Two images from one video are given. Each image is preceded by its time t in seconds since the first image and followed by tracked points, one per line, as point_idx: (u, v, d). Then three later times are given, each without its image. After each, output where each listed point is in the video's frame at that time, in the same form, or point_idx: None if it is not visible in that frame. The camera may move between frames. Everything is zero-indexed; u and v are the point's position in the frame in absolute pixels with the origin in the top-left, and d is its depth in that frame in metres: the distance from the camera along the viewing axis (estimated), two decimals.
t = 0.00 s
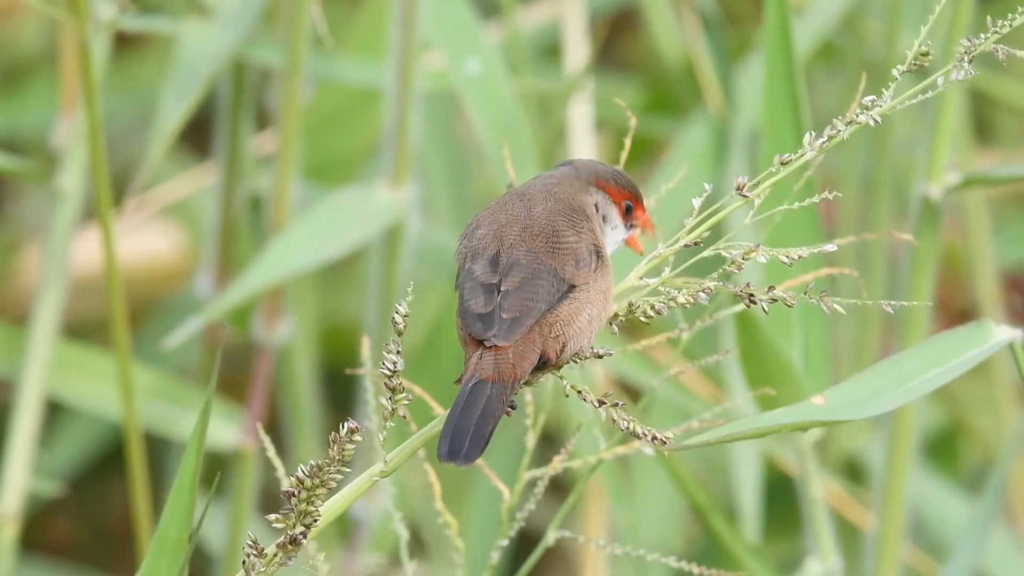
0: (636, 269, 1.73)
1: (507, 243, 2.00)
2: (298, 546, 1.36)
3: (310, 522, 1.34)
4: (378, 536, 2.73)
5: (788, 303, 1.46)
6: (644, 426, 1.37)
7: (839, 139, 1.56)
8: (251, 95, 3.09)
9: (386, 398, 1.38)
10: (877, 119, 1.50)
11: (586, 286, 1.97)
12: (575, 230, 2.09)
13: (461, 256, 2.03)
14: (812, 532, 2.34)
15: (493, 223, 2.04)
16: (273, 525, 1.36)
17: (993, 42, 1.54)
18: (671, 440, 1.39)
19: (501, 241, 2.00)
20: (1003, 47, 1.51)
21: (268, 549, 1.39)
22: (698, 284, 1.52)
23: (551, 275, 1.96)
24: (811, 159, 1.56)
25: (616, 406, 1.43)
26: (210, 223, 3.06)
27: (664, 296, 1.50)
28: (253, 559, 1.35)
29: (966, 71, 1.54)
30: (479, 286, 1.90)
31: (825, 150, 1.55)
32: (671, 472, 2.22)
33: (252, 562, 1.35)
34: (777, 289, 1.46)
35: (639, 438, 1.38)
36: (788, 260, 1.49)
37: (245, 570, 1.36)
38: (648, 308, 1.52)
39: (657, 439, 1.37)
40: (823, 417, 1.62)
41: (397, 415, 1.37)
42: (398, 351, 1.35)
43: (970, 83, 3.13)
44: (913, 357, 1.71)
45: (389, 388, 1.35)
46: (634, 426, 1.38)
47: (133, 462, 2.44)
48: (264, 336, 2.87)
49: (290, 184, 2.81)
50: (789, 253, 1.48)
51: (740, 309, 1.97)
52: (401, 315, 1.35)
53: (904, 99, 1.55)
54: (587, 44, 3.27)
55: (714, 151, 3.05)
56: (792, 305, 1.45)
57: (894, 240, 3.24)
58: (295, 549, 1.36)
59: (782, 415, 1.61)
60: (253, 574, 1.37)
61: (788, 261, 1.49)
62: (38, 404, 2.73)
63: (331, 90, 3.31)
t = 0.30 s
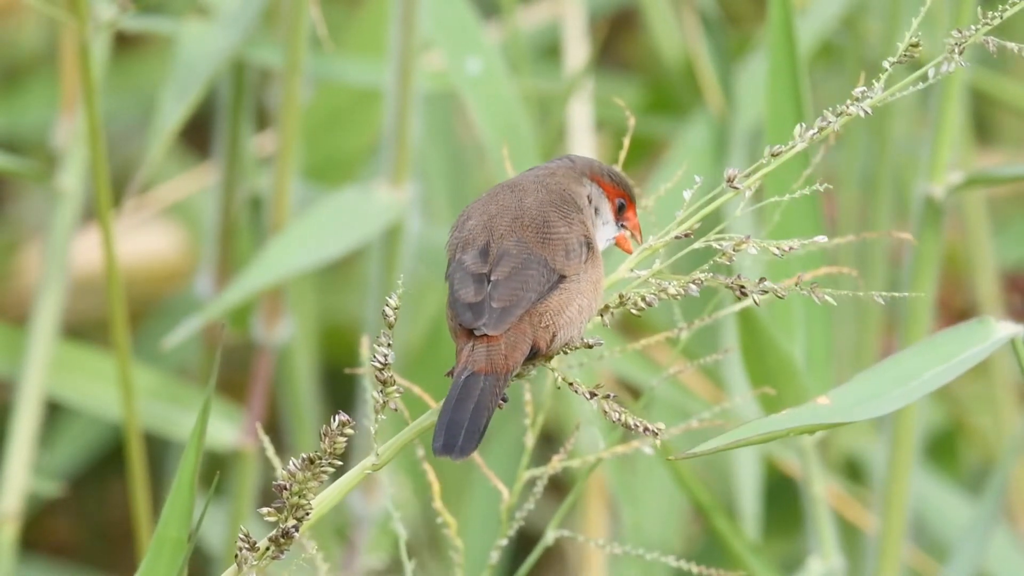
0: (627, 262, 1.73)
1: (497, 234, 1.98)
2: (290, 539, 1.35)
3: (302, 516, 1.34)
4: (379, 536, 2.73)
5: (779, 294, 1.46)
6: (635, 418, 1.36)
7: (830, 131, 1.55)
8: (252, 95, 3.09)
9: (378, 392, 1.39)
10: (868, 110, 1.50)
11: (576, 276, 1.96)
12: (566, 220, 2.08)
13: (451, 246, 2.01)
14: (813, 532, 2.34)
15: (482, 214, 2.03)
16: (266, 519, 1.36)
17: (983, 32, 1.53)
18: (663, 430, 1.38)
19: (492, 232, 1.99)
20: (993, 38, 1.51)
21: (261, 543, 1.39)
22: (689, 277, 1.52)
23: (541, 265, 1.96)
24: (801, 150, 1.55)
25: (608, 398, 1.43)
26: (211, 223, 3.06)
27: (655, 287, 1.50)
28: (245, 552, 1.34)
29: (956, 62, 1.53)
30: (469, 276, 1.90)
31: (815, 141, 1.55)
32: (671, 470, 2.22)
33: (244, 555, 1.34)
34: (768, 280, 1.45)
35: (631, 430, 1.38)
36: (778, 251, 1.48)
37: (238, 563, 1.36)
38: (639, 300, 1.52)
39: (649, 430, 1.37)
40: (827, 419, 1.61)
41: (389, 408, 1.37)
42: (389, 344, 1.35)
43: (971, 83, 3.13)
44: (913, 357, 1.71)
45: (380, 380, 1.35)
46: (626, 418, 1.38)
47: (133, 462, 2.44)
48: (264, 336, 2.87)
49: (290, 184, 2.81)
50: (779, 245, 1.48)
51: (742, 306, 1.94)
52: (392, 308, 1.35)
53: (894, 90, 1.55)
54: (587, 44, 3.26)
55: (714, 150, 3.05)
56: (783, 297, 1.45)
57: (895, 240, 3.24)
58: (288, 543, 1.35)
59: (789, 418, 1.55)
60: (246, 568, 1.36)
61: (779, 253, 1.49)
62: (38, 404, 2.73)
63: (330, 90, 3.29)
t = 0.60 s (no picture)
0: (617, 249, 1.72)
1: (486, 223, 2.00)
2: (283, 531, 1.35)
3: (295, 508, 1.34)
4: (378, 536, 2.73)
5: (768, 281, 1.45)
6: (626, 406, 1.37)
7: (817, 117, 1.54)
8: (252, 95, 3.09)
9: (370, 383, 1.39)
10: (854, 96, 1.50)
11: (565, 266, 1.97)
12: (556, 209, 2.08)
13: (441, 236, 2.03)
14: (813, 532, 2.34)
15: (472, 204, 2.05)
16: (260, 511, 1.36)
17: (970, 16, 1.52)
18: (656, 419, 1.39)
19: (481, 222, 2.00)
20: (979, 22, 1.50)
21: (254, 536, 1.39)
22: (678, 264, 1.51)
23: (531, 255, 1.96)
24: (788, 137, 1.55)
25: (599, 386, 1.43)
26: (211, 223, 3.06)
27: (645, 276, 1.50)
28: (238, 545, 1.35)
29: (942, 44, 1.50)
30: (458, 267, 1.91)
31: (802, 127, 1.55)
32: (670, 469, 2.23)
33: (237, 548, 1.35)
34: (757, 267, 1.45)
35: (622, 419, 1.39)
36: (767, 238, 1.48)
37: (232, 556, 1.36)
38: (628, 289, 1.51)
39: (640, 418, 1.37)
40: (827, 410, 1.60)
41: (381, 400, 1.38)
42: (380, 335, 1.35)
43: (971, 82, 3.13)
44: (913, 355, 1.71)
45: (372, 372, 1.36)
46: (617, 406, 1.39)
47: (134, 462, 2.44)
48: (264, 336, 2.89)
49: (290, 184, 2.81)
50: (768, 231, 1.48)
51: (744, 305, 1.94)
52: (383, 300, 1.35)
53: (880, 74, 1.54)
54: (587, 44, 3.26)
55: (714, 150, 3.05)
56: (772, 284, 1.45)
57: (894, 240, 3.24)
58: (281, 535, 1.35)
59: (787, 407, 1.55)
60: (240, 562, 1.37)
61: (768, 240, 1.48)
62: (38, 404, 2.73)
63: (332, 91, 3.29)
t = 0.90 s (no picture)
0: (604, 239, 1.71)
1: (473, 211, 2.00)
2: (275, 523, 1.35)
3: (286, 500, 1.34)
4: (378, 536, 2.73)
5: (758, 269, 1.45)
6: (617, 395, 1.36)
7: (805, 104, 1.54)
8: (252, 95, 3.09)
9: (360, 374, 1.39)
10: (842, 82, 1.50)
11: (553, 252, 1.98)
12: (543, 195, 2.09)
13: (428, 225, 2.03)
14: (811, 533, 2.34)
15: (458, 192, 2.05)
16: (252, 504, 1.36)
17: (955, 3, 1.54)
18: (647, 407, 1.37)
19: (468, 209, 2.01)
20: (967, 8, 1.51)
21: (246, 528, 1.38)
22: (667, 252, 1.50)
23: (518, 240, 1.97)
24: (777, 124, 1.56)
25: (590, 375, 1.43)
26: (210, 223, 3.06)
27: (633, 264, 1.49)
28: (230, 538, 1.34)
29: (929, 30, 1.51)
30: (445, 253, 1.90)
31: (790, 114, 1.55)
32: (669, 470, 2.23)
33: (229, 541, 1.34)
34: (747, 254, 1.45)
35: (613, 407, 1.38)
36: (756, 225, 1.48)
37: (223, 549, 1.35)
38: (618, 277, 1.51)
39: (631, 408, 1.36)
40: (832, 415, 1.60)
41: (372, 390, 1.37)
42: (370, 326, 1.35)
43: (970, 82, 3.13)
44: (916, 357, 1.71)
45: (362, 362, 1.36)
46: (607, 395, 1.38)
47: (133, 461, 2.44)
48: (264, 335, 2.87)
49: (290, 184, 2.81)
50: (757, 219, 1.48)
51: (742, 307, 1.95)
52: (372, 290, 1.35)
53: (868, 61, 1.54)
54: (587, 44, 3.26)
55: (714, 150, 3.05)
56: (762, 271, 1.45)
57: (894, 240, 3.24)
58: (273, 527, 1.35)
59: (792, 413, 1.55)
60: (232, 554, 1.36)
61: (757, 227, 1.48)
62: (38, 404, 2.72)
63: (331, 91, 3.28)
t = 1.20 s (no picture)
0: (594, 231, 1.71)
1: (462, 201, 2.01)
2: (268, 518, 1.34)
3: (279, 494, 1.33)
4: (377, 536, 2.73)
5: (749, 260, 1.45)
6: (609, 386, 1.36)
7: (794, 94, 1.54)
8: (252, 95, 3.09)
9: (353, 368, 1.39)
10: (831, 72, 1.49)
11: (543, 240, 1.98)
12: (531, 184, 2.10)
13: (418, 217, 2.04)
14: (811, 533, 2.34)
15: (447, 184, 2.07)
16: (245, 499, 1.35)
17: None
18: (639, 398, 1.37)
19: (456, 200, 2.01)
20: None
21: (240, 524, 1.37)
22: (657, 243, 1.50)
23: (507, 229, 1.96)
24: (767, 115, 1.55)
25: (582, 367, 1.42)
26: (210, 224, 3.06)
27: (624, 256, 1.49)
28: (222, 532, 1.34)
29: (918, 20, 1.51)
30: (434, 242, 1.90)
31: (779, 105, 1.54)
32: (668, 471, 2.23)
33: (222, 535, 1.34)
34: (737, 246, 1.45)
35: (605, 399, 1.37)
36: (746, 216, 1.47)
37: (216, 544, 1.35)
38: (609, 269, 1.51)
39: (623, 399, 1.36)
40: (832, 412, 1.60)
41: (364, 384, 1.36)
42: (361, 319, 1.35)
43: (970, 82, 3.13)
44: (917, 354, 1.71)
45: (354, 356, 1.35)
46: (600, 387, 1.37)
47: (133, 461, 2.44)
48: (264, 335, 2.88)
49: (290, 184, 2.81)
50: (748, 210, 1.47)
51: (742, 307, 1.95)
52: (363, 283, 1.35)
53: (857, 51, 1.54)
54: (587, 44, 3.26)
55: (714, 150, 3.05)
56: (753, 263, 1.44)
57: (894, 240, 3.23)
58: (265, 522, 1.34)
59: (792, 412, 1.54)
60: (225, 549, 1.36)
61: (748, 218, 1.48)
62: (38, 404, 2.72)
63: (330, 92, 3.29)
